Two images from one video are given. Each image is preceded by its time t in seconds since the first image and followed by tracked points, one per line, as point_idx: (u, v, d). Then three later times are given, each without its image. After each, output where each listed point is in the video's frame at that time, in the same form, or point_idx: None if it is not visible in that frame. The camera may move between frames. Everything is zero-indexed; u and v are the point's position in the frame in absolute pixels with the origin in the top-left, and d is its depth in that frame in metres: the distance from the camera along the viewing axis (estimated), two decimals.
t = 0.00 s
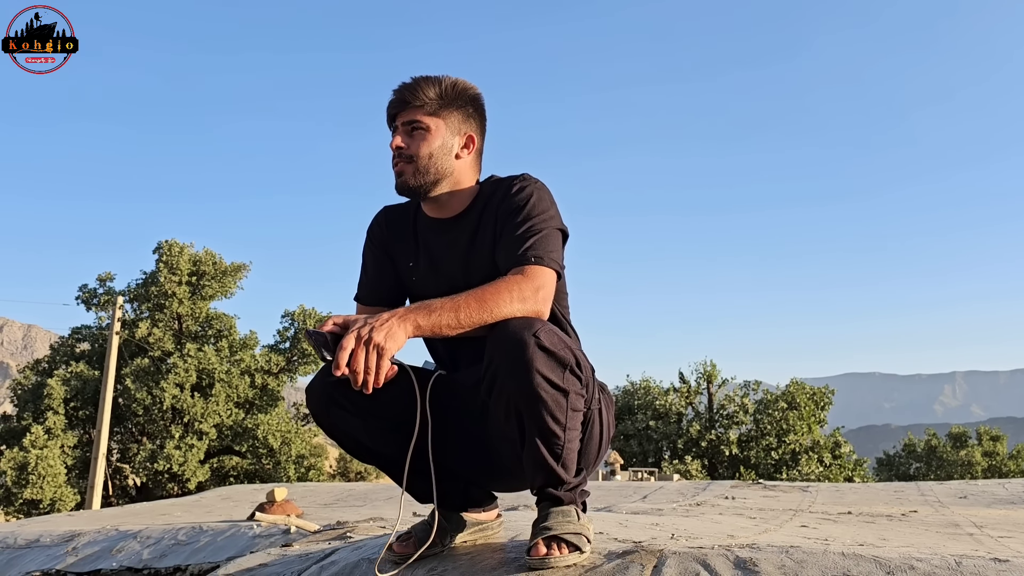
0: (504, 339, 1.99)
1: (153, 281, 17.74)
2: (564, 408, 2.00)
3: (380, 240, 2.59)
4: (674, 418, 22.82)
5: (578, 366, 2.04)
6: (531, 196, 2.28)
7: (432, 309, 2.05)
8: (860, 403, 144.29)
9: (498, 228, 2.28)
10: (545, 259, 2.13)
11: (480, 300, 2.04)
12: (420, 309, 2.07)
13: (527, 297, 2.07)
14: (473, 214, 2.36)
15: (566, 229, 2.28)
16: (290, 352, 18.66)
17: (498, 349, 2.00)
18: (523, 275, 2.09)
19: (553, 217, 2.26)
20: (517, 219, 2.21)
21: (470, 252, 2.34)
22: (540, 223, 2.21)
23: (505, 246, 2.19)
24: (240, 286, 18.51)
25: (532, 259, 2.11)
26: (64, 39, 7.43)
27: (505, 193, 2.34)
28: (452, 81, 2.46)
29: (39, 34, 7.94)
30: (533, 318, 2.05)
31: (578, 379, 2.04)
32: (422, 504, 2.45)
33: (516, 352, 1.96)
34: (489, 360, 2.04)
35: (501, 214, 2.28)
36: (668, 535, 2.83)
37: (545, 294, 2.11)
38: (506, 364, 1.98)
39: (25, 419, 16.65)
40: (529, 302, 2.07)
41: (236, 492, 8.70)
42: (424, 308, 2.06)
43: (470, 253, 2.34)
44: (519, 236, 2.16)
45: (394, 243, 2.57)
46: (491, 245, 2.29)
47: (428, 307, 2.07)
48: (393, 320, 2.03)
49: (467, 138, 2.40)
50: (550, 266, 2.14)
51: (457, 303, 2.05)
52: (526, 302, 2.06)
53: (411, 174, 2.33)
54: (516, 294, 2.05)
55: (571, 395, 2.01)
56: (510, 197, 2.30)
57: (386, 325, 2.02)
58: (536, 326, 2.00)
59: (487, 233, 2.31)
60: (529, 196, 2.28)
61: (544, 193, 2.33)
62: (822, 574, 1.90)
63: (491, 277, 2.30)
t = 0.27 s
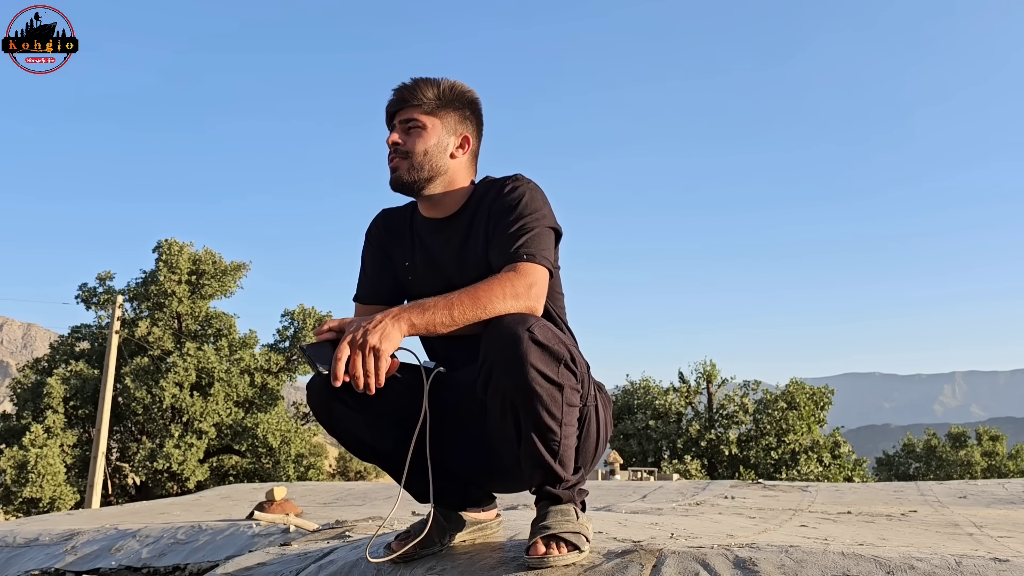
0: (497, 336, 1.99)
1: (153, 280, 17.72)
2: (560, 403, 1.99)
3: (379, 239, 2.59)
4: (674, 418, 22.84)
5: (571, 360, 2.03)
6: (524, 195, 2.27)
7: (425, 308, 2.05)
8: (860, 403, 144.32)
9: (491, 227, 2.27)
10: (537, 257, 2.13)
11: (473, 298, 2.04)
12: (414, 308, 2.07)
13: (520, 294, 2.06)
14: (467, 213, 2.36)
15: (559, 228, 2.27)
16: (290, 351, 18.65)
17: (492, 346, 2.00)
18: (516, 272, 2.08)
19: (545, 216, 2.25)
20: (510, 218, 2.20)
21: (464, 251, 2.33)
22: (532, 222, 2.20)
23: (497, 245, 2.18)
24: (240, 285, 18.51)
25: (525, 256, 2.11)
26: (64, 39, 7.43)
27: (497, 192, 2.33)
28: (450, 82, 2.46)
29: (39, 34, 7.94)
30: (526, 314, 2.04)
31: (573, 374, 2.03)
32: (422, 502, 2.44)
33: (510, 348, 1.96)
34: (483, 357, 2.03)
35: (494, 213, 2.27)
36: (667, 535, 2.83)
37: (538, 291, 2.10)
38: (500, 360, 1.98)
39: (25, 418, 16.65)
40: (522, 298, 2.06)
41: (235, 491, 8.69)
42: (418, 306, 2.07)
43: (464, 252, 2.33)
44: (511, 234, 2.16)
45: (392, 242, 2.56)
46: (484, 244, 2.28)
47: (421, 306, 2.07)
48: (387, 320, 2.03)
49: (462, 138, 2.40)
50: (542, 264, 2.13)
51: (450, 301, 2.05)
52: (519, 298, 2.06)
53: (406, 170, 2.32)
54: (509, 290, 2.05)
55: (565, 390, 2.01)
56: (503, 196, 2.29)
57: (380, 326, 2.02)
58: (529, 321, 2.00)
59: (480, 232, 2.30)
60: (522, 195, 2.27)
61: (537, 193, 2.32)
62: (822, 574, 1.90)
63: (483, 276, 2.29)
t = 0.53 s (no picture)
0: (491, 333, 1.98)
1: (153, 279, 17.72)
2: (555, 399, 1.99)
3: (378, 238, 2.59)
4: (674, 419, 22.84)
5: (566, 357, 2.03)
6: (519, 196, 2.26)
7: (420, 301, 2.05)
8: (860, 404, 144.28)
9: (486, 227, 2.26)
10: (533, 257, 2.12)
11: (468, 294, 2.03)
12: (409, 300, 2.07)
13: (515, 292, 2.05)
14: (463, 214, 2.36)
15: (555, 228, 2.26)
16: (289, 351, 18.63)
17: (486, 343, 1.99)
18: (511, 271, 2.07)
19: (540, 216, 2.24)
20: (506, 219, 2.19)
21: (460, 252, 2.33)
22: (527, 222, 2.19)
23: (493, 245, 2.17)
24: (240, 285, 18.51)
25: (520, 256, 2.09)
26: (64, 39, 7.43)
27: (493, 193, 2.32)
28: (445, 83, 2.45)
29: (39, 34, 7.94)
30: (520, 312, 2.04)
31: (568, 371, 2.03)
32: (421, 501, 2.43)
33: (503, 345, 1.96)
34: (478, 354, 2.03)
35: (489, 214, 2.26)
36: (667, 535, 2.83)
37: (533, 290, 2.10)
38: (494, 357, 1.97)
39: (25, 417, 16.66)
40: (517, 297, 2.06)
41: (234, 491, 8.69)
42: (413, 299, 2.07)
43: (461, 252, 2.33)
44: (506, 234, 2.15)
45: (390, 241, 2.56)
46: (480, 244, 2.27)
47: (416, 299, 2.07)
48: (381, 311, 2.04)
49: (459, 139, 2.40)
50: (537, 264, 2.12)
51: (444, 296, 2.04)
52: (514, 296, 2.05)
53: (406, 173, 2.32)
54: (504, 288, 2.04)
55: (560, 386, 2.00)
56: (498, 197, 2.28)
57: (373, 315, 2.03)
58: (523, 318, 1.99)
59: (476, 233, 2.30)
60: (517, 196, 2.26)
61: (533, 194, 2.31)
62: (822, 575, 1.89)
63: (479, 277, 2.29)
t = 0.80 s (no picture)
0: (490, 332, 1.98)
1: (154, 279, 17.73)
2: (555, 397, 1.98)
3: (378, 239, 2.59)
4: (675, 419, 22.82)
5: (566, 355, 2.03)
6: (516, 196, 2.26)
7: (420, 300, 2.05)
8: (861, 404, 144.18)
9: (484, 227, 2.26)
10: (531, 257, 2.11)
11: (467, 294, 2.03)
12: (409, 300, 2.07)
13: (514, 292, 2.05)
14: (461, 214, 2.35)
15: (553, 228, 2.26)
16: (290, 351, 18.61)
17: (486, 342, 1.99)
18: (510, 271, 2.07)
19: (538, 217, 2.23)
20: (504, 218, 2.19)
21: (458, 252, 2.33)
22: (526, 222, 2.18)
23: (492, 246, 2.17)
24: (241, 285, 18.51)
25: (519, 256, 2.09)
26: (64, 39, 7.43)
27: (490, 193, 2.31)
28: (442, 86, 2.46)
29: (39, 35, 7.94)
30: (519, 311, 2.03)
31: (567, 368, 2.02)
32: (423, 501, 2.43)
33: (503, 343, 1.95)
34: (478, 353, 2.03)
35: (487, 214, 2.26)
36: (669, 535, 2.83)
37: (533, 291, 2.09)
38: (494, 356, 1.97)
39: (26, 417, 16.67)
40: (516, 296, 2.05)
41: (235, 490, 8.70)
42: (413, 299, 2.07)
43: (459, 253, 2.32)
44: (505, 234, 2.15)
45: (390, 241, 2.56)
46: (478, 244, 2.27)
47: (416, 298, 2.07)
48: (381, 310, 2.04)
49: (456, 140, 2.40)
50: (536, 264, 2.11)
51: (444, 295, 2.04)
52: (513, 296, 2.05)
53: (403, 174, 2.32)
54: (503, 288, 2.04)
55: (561, 384, 1.99)
56: (495, 198, 2.28)
57: (374, 315, 2.03)
58: (522, 317, 1.99)
59: (474, 233, 2.29)
60: (515, 196, 2.25)
61: (530, 194, 2.30)
62: None
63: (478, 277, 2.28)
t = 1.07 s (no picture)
0: (492, 330, 1.98)
1: (155, 278, 17.74)
2: (556, 395, 1.98)
3: (378, 238, 2.59)
4: (677, 418, 22.81)
5: (567, 354, 2.03)
6: (518, 193, 2.26)
7: (422, 298, 2.05)
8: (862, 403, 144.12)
9: (486, 225, 2.26)
10: (533, 254, 2.11)
11: (469, 291, 2.03)
12: (411, 298, 2.07)
13: (516, 290, 2.05)
14: (462, 212, 2.35)
15: (554, 226, 2.26)
16: (291, 350, 18.61)
17: (487, 340, 1.99)
18: (512, 269, 2.07)
19: (540, 214, 2.23)
20: (505, 216, 2.19)
21: (460, 250, 2.32)
22: (528, 219, 2.18)
23: (493, 243, 2.17)
24: (242, 284, 18.52)
25: (520, 253, 2.09)
26: (64, 39, 7.43)
27: (491, 191, 2.31)
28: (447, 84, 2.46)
29: (39, 34, 7.94)
30: (521, 310, 2.03)
31: (569, 367, 2.03)
32: (424, 500, 2.43)
33: (504, 340, 1.96)
34: (479, 351, 2.03)
35: (489, 210, 2.26)
36: (671, 534, 2.83)
37: (534, 289, 2.09)
38: (495, 354, 1.98)
39: (27, 416, 16.69)
40: (519, 295, 2.05)
41: (237, 489, 8.71)
42: (415, 297, 2.07)
43: (460, 250, 2.32)
44: (507, 232, 2.15)
45: (391, 240, 2.56)
46: (480, 243, 2.27)
47: (419, 296, 2.07)
48: (384, 308, 2.04)
49: (458, 138, 2.40)
50: (538, 262, 2.11)
51: (447, 293, 2.04)
52: (515, 294, 2.05)
53: (404, 167, 2.32)
54: (505, 287, 2.04)
55: (562, 382, 1.99)
56: (497, 195, 2.28)
57: (376, 312, 2.03)
58: (524, 316, 1.99)
59: (475, 230, 2.29)
60: (516, 193, 2.25)
61: (532, 192, 2.30)
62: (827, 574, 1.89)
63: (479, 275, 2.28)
